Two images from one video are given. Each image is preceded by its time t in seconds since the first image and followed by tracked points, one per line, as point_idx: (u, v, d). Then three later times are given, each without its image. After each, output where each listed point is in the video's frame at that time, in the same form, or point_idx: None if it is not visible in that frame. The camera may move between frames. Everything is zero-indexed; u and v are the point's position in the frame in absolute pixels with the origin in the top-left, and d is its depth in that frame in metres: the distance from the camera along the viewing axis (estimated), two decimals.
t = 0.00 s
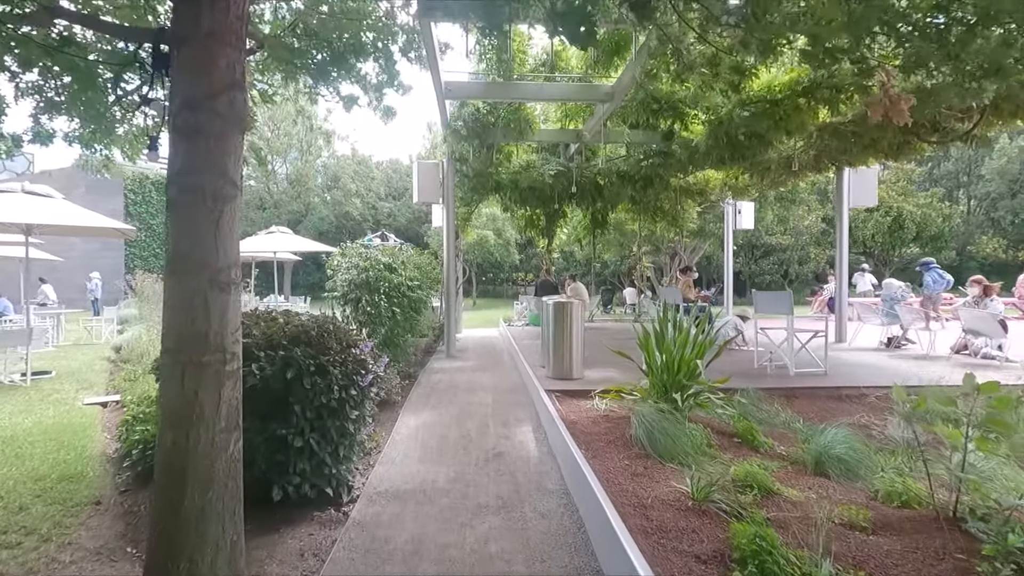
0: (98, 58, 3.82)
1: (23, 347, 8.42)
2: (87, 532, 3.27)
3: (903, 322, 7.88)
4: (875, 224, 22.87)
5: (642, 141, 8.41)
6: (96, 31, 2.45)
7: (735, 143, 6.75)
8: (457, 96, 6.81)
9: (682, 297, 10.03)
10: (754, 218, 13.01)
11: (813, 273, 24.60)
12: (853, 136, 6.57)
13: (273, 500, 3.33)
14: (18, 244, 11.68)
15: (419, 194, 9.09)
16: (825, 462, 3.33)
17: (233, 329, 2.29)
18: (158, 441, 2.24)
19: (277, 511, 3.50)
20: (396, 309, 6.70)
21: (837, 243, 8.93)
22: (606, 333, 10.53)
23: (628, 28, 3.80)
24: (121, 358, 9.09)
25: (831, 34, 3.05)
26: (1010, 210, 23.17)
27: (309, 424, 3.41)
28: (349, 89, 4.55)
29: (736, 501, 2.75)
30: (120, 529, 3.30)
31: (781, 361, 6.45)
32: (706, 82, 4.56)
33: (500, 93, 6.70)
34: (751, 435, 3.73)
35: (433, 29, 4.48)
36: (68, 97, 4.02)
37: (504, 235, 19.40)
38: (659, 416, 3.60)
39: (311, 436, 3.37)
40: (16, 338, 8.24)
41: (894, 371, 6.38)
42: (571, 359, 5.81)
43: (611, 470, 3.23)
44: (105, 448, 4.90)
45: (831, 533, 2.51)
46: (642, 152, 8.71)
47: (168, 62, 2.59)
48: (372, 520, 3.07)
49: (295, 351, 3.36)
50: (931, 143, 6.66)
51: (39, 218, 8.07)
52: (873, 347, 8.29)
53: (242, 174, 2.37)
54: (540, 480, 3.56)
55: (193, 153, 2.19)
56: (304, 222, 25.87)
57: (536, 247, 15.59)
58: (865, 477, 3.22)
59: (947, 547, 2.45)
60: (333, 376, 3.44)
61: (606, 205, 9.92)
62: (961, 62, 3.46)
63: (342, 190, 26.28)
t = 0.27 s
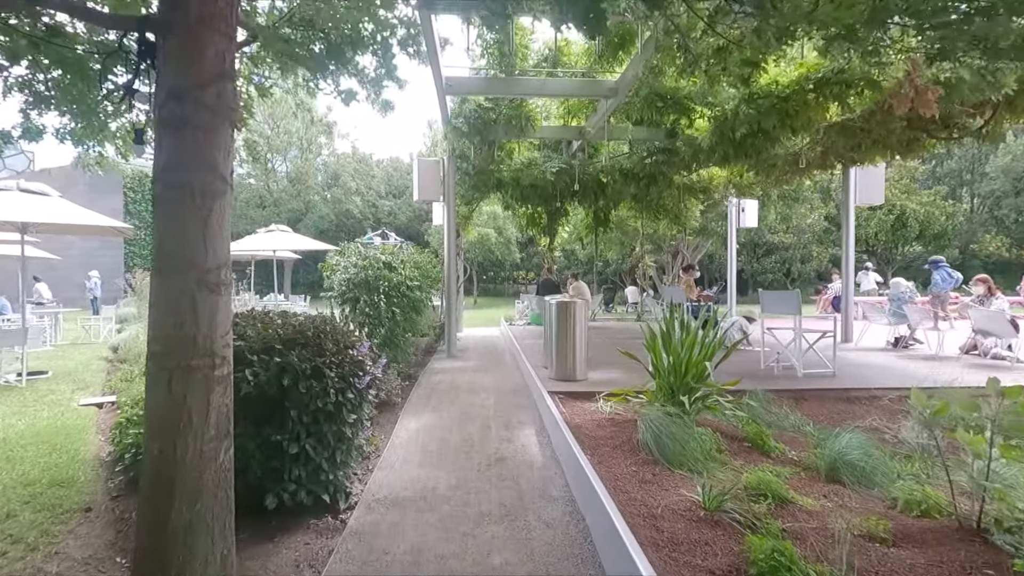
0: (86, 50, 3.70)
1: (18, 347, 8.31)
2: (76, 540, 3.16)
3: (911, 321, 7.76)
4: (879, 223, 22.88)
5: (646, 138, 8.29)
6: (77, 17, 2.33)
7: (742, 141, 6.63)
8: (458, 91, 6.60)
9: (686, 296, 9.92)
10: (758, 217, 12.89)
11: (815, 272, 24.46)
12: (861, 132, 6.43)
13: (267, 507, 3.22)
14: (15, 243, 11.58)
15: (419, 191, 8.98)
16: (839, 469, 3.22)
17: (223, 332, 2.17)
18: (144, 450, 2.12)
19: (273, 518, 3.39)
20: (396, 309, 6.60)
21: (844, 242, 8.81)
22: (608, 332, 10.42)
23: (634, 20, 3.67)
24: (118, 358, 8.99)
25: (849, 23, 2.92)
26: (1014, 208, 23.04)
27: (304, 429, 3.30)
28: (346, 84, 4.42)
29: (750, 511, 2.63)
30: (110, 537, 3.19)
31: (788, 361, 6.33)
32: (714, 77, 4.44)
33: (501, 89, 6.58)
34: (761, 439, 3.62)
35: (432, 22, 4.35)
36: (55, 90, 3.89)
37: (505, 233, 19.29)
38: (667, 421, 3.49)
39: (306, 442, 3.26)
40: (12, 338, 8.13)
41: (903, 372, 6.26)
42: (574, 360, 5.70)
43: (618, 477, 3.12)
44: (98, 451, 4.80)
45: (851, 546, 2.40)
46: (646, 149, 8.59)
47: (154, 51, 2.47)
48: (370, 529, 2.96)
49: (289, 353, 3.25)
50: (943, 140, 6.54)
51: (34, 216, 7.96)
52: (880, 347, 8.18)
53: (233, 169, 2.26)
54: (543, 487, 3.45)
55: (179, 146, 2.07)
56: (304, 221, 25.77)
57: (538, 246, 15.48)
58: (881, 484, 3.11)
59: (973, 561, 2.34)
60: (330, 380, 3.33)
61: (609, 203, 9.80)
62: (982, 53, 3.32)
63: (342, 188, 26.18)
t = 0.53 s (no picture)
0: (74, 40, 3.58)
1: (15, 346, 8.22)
2: (64, 546, 3.06)
3: (918, 320, 7.65)
4: (881, 221, 22.81)
5: (650, 134, 8.19)
6: None
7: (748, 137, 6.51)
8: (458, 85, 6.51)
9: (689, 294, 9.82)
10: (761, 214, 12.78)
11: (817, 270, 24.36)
12: (869, 127, 6.29)
13: (261, 512, 3.12)
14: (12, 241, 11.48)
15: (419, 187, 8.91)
16: (853, 472, 3.11)
17: (212, 332, 2.07)
18: (129, 455, 2.02)
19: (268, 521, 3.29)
20: (395, 307, 6.49)
21: (850, 239, 8.69)
22: (611, 331, 10.33)
23: (641, 8, 3.54)
24: (115, 357, 8.89)
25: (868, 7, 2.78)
26: (1018, 206, 22.90)
27: (300, 430, 3.20)
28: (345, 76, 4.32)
29: (763, 517, 2.52)
30: (99, 543, 3.09)
31: (795, 361, 6.23)
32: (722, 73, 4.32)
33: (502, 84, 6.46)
34: (771, 440, 3.51)
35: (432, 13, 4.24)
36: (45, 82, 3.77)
37: (506, 231, 19.20)
38: (674, 422, 3.38)
39: (302, 444, 3.16)
40: (7, 337, 8.04)
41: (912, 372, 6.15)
42: (577, 359, 5.59)
43: (625, 481, 3.02)
44: (92, 452, 4.70)
45: (870, 556, 2.30)
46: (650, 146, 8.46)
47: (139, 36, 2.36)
48: (368, 534, 2.86)
49: (285, 353, 3.16)
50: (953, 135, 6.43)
51: (30, 213, 7.85)
52: (887, 346, 8.07)
53: (222, 160, 2.16)
54: (547, 490, 3.35)
55: (164, 135, 1.97)
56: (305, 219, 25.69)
57: (539, 244, 15.38)
58: (898, 488, 3.00)
59: (999, 571, 2.23)
60: (327, 380, 3.24)
61: (611, 201, 9.68)
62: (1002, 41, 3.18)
63: (343, 186, 26.08)
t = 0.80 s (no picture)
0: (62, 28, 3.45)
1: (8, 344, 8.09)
2: (47, 552, 2.94)
3: (927, 318, 7.52)
4: (884, 219, 22.60)
5: (654, 128, 8.05)
6: None
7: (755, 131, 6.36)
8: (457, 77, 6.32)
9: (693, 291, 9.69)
10: (765, 211, 12.63)
11: (820, 268, 24.20)
12: (878, 120, 6.10)
13: (253, 517, 2.99)
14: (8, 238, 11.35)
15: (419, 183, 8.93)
16: (870, 475, 2.98)
17: (195, 329, 1.94)
18: (107, 460, 1.89)
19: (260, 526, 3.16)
20: (394, 304, 6.37)
21: (857, 235, 8.55)
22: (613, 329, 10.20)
23: None
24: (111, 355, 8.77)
25: None
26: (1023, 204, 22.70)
27: (294, 432, 3.08)
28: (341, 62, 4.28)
29: (779, 523, 2.40)
30: (83, 549, 2.96)
31: (803, 359, 6.10)
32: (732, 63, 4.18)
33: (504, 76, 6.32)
34: (783, 442, 3.39)
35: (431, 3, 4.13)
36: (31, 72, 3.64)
37: (507, 229, 19.06)
38: (683, 423, 3.25)
39: (296, 446, 3.03)
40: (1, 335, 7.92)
41: (923, 371, 6.01)
42: (580, 358, 5.46)
43: (632, 484, 2.89)
44: (82, 453, 4.58)
45: (895, 567, 2.16)
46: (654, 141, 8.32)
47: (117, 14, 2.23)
48: (364, 541, 2.73)
49: (278, 352, 3.04)
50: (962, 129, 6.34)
51: (24, 209, 7.73)
52: (895, 344, 7.94)
53: (205, 147, 2.02)
54: (551, 494, 3.22)
55: (143, 119, 1.84)
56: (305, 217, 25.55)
57: (541, 241, 15.24)
58: (917, 493, 2.87)
59: None
60: (322, 380, 3.12)
61: (614, 197, 9.53)
62: None
63: (343, 183, 25.90)
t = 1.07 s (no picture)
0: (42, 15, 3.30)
1: None
2: (24, 563, 2.80)
3: (934, 316, 7.39)
4: (887, 216, 22.46)
5: (657, 124, 7.90)
6: None
7: (761, 125, 6.20)
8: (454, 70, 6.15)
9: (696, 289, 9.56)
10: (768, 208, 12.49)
11: (822, 266, 24.07)
12: (887, 114, 5.92)
13: (240, 526, 2.85)
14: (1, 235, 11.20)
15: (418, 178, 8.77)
16: (888, 482, 2.84)
17: (170, 330, 1.80)
18: (74, 472, 1.75)
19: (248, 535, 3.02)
20: (392, 303, 6.22)
21: (863, 232, 8.41)
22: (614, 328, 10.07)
23: None
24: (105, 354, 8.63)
25: None
26: None
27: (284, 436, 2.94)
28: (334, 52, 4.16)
29: (796, 535, 2.26)
30: (62, 559, 2.82)
31: (810, 359, 5.96)
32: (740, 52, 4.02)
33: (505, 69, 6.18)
34: (794, 448, 3.25)
35: None
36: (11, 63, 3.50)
37: (507, 226, 18.93)
38: (691, 427, 3.11)
39: (286, 452, 2.90)
40: None
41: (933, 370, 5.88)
42: (582, 358, 5.31)
43: (638, 491, 2.75)
44: (69, 456, 4.44)
45: None
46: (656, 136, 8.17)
47: None
48: (356, 552, 2.60)
49: (268, 352, 2.90)
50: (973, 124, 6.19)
51: (15, 204, 7.59)
52: (901, 343, 7.80)
53: (180, 135, 1.88)
54: (553, 501, 3.08)
55: (110, 101, 1.70)
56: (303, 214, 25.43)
57: (541, 238, 15.11)
58: (938, 501, 2.73)
59: None
60: (314, 382, 2.98)
61: (615, 193, 9.39)
62: None
63: (342, 180, 25.75)
